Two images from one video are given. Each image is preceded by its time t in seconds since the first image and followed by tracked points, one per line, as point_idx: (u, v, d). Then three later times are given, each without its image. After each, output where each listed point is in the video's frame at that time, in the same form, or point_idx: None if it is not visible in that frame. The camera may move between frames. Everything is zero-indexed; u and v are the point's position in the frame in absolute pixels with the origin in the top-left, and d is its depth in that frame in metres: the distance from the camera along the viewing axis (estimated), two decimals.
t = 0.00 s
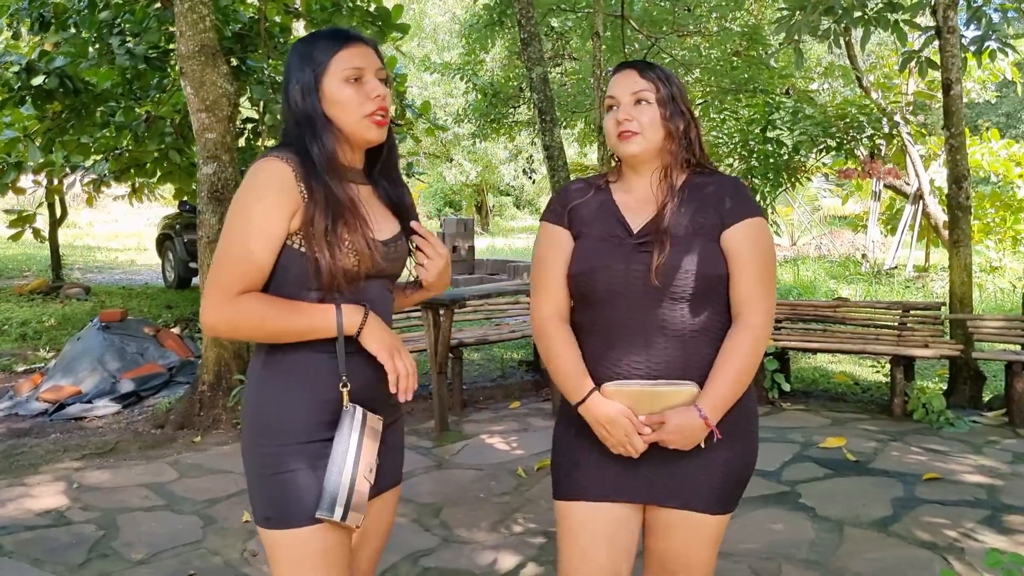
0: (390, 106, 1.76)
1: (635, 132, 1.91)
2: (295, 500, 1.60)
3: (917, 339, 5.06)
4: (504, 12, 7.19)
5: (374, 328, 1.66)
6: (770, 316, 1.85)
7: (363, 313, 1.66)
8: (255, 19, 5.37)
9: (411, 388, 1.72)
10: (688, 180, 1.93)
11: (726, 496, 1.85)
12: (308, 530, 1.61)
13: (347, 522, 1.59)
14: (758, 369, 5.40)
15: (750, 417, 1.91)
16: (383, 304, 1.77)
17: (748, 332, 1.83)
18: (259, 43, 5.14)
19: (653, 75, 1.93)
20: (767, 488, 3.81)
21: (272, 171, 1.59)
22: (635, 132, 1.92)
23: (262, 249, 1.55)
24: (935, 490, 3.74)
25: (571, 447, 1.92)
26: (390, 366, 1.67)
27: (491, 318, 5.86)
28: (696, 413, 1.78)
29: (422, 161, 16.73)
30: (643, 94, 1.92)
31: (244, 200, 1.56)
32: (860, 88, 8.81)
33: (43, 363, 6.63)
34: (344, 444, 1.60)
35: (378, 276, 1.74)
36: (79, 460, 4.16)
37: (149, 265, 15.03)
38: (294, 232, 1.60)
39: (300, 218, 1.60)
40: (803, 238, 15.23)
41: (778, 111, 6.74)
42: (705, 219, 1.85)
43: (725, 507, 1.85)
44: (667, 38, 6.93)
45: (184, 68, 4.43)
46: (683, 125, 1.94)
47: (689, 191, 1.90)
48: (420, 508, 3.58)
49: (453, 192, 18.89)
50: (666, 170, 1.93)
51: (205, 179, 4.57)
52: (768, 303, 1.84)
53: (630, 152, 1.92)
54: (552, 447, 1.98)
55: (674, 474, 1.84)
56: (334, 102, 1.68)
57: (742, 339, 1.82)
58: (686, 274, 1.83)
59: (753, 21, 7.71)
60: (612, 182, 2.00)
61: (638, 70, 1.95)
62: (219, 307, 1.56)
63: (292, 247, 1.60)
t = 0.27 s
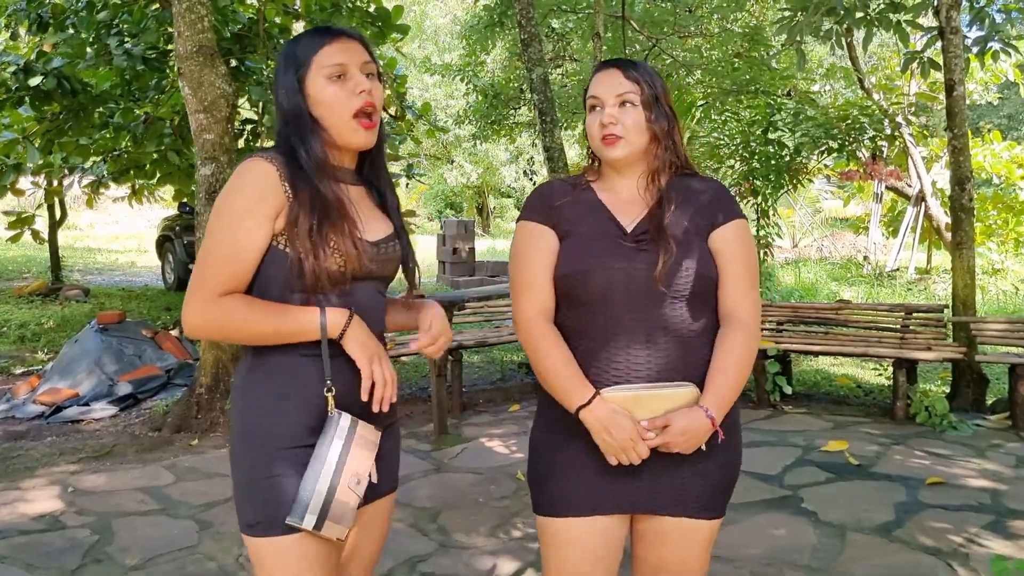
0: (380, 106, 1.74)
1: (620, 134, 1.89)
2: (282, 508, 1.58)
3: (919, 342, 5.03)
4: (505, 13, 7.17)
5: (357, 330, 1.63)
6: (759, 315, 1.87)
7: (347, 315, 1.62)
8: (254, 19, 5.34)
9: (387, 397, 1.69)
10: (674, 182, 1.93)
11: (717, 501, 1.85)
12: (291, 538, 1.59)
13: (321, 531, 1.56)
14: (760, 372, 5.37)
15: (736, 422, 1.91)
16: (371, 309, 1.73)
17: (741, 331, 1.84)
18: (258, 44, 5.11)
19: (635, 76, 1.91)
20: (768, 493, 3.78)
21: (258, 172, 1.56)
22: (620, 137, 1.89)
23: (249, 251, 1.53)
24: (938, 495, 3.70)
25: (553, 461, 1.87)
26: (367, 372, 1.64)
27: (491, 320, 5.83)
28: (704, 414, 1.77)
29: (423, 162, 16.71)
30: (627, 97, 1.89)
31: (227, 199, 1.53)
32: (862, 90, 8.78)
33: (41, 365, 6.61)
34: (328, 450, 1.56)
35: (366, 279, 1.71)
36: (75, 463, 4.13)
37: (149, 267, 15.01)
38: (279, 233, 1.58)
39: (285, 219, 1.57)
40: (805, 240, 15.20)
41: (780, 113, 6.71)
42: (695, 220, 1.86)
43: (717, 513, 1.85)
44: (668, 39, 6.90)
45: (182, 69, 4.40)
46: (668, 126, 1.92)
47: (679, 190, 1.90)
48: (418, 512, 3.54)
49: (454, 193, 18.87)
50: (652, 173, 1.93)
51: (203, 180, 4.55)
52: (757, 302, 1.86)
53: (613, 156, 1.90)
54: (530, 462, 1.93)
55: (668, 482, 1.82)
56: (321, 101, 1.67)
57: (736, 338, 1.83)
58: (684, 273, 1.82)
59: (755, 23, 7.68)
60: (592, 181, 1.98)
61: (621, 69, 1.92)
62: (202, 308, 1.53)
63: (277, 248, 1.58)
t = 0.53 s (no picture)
0: (383, 107, 1.72)
1: (599, 135, 1.87)
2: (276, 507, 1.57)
3: (930, 346, 4.98)
4: (513, 15, 7.14)
5: (370, 317, 1.63)
6: (741, 313, 1.86)
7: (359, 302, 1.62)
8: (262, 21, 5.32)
9: (395, 384, 1.67)
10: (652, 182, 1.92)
11: (706, 506, 1.83)
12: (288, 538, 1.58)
13: (289, 518, 1.54)
14: (769, 376, 5.33)
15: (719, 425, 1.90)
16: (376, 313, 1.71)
17: (723, 328, 1.84)
18: (266, 45, 5.11)
19: (615, 74, 1.89)
20: (777, 498, 3.74)
21: (256, 175, 1.57)
22: (597, 138, 1.88)
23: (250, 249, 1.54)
24: (950, 501, 3.66)
25: (536, 468, 1.87)
26: (381, 357, 1.63)
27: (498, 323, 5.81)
28: (687, 417, 1.76)
29: (431, 165, 16.70)
30: (608, 96, 1.88)
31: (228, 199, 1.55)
32: (871, 92, 8.73)
33: (48, 367, 6.61)
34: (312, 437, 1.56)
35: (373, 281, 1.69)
36: (81, 466, 4.11)
37: (157, 269, 15.04)
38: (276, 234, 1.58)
39: (281, 220, 1.57)
40: (813, 244, 15.13)
41: (789, 115, 6.66)
42: (679, 221, 1.86)
43: (708, 518, 1.83)
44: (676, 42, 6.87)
45: (189, 70, 4.39)
46: (648, 125, 1.91)
47: (661, 190, 1.89)
48: (424, 517, 3.52)
49: (462, 196, 18.86)
50: (632, 173, 1.92)
51: (209, 182, 4.53)
52: (738, 300, 1.86)
53: (592, 156, 1.89)
54: (514, 469, 1.92)
55: (652, 488, 1.81)
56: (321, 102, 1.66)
57: (718, 336, 1.83)
58: (669, 271, 1.81)
59: (764, 25, 7.64)
60: (572, 181, 1.97)
61: (602, 68, 1.90)
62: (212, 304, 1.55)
63: (277, 249, 1.58)
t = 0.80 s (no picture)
0: (401, 114, 1.73)
1: (596, 138, 1.86)
2: (290, 508, 1.61)
3: (957, 356, 4.90)
4: (534, 23, 7.15)
5: (423, 290, 1.71)
6: (743, 319, 1.83)
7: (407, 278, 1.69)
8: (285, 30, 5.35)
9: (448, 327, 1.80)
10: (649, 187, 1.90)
11: (711, 516, 1.79)
12: (310, 535, 1.62)
13: (345, 497, 1.59)
14: (793, 386, 5.27)
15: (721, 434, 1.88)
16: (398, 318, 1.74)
17: (725, 335, 1.81)
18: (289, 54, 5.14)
19: (611, 78, 1.88)
20: (802, 509, 3.69)
21: (279, 180, 1.60)
22: (595, 142, 1.87)
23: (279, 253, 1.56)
24: (979, 514, 3.59)
25: (538, 477, 1.86)
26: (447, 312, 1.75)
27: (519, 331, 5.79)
28: (687, 425, 1.74)
29: (452, 173, 16.75)
30: (604, 100, 1.87)
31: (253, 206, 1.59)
32: (895, 100, 8.64)
33: (74, 373, 6.68)
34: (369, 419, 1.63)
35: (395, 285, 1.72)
36: (104, 471, 4.15)
37: (181, 277, 15.17)
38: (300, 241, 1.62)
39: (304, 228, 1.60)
40: (836, 253, 14.99)
41: (812, 122, 6.61)
42: (680, 225, 1.84)
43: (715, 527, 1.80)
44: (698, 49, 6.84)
45: (214, 78, 4.43)
46: (645, 129, 1.90)
47: (660, 194, 1.88)
48: (445, 525, 3.51)
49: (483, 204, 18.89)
50: (631, 177, 1.91)
51: (232, 189, 4.56)
52: (741, 306, 1.83)
53: (590, 161, 1.88)
54: (518, 478, 1.91)
55: (656, 496, 1.79)
56: (344, 108, 1.68)
57: (718, 343, 1.81)
58: (670, 280, 1.79)
59: (786, 32, 7.60)
60: (570, 186, 1.96)
61: (599, 72, 1.89)
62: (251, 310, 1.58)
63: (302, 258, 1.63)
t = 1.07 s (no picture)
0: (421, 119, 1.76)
1: (606, 144, 1.86)
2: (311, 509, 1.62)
3: (990, 363, 4.81)
4: (561, 28, 7.15)
5: (413, 298, 1.63)
6: (752, 326, 1.84)
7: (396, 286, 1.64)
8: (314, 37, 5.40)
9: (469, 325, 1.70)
10: (659, 194, 1.89)
11: (722, 520, 1.78)
12: (330, 540, 1.62)
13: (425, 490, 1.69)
14: (822, 393, 5.22)
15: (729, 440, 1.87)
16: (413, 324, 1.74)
17: (735, 341, 1.81)
18: (318, 60, 5.19)
19: (623, 83, 1.88)
20: (831, 518, 3.64)
21: (288, 188, 1.62)
22: (604, 147, 1.86)
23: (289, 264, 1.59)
24: (1014, 524, 3.52)
25: (547, 479, 1.85)
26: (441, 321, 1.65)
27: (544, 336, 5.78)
28: (696, 429, 1.74)
29: (479, 179, 16.80)
30: (615, 105, 1.87)
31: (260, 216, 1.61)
32: (926, 104, 8.53)
33: (105, 376, 6.78)
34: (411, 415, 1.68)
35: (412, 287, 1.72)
36: (134, 473, 4.20)
37: (211, 282, 15.35)
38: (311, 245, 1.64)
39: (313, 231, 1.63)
40: (866, 259, 14.80)
41: (842, 127, 6.54)
42: (690, 230, 1.83)
43: (728, 529, 1.78)
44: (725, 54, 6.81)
45: (244, 85, 4.49)
46: (655, 135, 1.88)
47: (669, 200, 1.87)
48: (470, 530, 3.51)
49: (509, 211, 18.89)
50: (641, 182, 1.89)
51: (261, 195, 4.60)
52: (750, 313, 1.83)
53: (599, 164, 1.87)
54: (527, 481, 1.90)
55: (667, 499, 1.77)
56: (363, 111, 1.70)
57: (728, 348, 1.81)
58: (680, 286, 1.77)
59: (816, 36, 7.53)
60: (580, 192, 1.95)
61: (609, 78, 1.90)
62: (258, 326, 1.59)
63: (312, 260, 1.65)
